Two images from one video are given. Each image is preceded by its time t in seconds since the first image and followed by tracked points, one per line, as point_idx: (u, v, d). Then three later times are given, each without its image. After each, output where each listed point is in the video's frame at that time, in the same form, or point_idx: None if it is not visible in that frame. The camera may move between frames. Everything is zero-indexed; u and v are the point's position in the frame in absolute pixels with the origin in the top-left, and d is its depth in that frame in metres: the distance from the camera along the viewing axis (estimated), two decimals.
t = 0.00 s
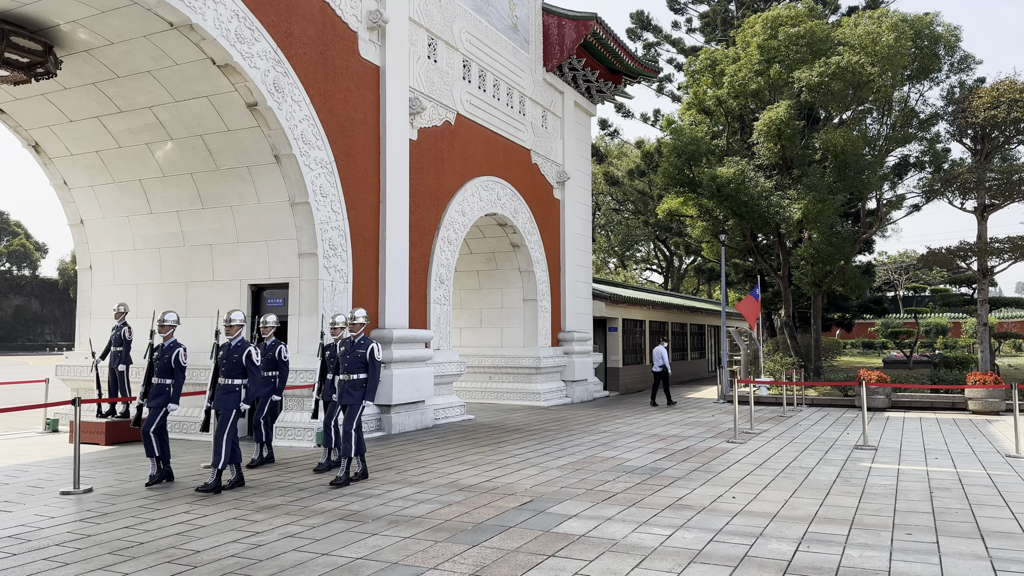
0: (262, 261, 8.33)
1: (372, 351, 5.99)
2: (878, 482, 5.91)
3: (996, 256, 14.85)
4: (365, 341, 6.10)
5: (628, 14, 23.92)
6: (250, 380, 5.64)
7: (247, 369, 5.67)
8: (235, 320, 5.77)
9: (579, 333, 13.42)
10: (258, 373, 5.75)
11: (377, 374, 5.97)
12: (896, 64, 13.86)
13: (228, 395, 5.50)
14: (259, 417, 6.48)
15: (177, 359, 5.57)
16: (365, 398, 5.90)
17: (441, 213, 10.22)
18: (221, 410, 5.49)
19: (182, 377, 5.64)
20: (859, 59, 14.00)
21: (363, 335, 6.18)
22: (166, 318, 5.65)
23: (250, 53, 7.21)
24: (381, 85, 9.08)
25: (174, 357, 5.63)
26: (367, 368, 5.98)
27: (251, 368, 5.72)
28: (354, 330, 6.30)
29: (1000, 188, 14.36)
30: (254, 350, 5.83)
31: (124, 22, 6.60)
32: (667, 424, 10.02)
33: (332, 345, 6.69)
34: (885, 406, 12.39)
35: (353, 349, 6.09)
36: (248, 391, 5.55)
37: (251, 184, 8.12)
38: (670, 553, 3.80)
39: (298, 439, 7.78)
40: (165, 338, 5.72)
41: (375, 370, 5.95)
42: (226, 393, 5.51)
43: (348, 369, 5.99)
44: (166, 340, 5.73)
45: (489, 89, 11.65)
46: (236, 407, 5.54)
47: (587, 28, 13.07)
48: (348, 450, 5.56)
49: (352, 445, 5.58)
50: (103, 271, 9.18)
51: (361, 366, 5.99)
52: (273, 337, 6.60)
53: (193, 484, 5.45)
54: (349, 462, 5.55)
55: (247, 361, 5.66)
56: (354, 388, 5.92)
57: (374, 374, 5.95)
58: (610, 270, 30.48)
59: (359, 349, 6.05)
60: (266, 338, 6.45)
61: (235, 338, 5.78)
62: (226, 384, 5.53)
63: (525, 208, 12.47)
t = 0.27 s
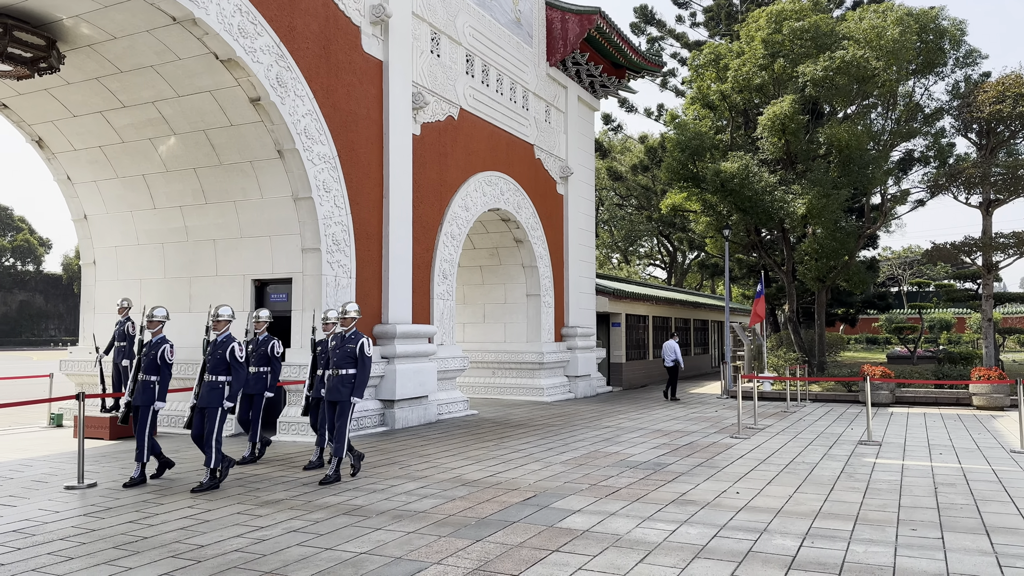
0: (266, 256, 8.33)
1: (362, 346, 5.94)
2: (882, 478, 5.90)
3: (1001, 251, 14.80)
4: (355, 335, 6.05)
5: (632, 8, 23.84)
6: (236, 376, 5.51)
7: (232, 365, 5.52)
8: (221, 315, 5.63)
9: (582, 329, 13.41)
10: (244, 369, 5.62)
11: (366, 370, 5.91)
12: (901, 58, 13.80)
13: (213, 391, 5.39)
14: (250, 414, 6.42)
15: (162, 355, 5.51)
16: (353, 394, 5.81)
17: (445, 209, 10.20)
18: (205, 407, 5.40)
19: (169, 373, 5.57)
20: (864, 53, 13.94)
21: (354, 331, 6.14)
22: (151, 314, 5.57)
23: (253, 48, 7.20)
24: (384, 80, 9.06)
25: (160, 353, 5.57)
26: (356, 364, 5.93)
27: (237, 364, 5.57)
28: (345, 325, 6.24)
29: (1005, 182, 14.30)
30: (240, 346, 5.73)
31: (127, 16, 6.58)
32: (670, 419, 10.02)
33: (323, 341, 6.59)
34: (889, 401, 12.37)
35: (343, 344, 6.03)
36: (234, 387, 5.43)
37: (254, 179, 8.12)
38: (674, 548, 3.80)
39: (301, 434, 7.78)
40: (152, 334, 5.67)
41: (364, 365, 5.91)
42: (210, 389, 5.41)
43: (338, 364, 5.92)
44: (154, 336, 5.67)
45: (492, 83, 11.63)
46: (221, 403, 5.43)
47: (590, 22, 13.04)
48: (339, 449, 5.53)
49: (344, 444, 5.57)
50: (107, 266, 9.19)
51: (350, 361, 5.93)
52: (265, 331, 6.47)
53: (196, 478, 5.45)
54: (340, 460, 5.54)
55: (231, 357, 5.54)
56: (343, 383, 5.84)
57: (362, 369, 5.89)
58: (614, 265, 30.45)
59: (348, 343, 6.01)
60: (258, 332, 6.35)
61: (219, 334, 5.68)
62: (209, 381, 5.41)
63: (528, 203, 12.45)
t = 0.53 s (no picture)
0: (269, 251, 8.33)
1: (354, 340, 5.87)
2: (885, 472, 5.89)
3: (1005, 246, 14.75)
4: (347, 330, 5.97)
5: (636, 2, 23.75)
6: (228, 370, 5.53)
7: (223, 360, 5.54)
8: (211, 309, 5.61)
9: (585, 324, 13.39)
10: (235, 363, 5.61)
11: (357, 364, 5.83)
12: (906, 52, 13.74)
13: (205, 386, 5.42)
14: (242, 407, 6.46)
15: (155, 350, 5.55)
16: (345, 389, 5.79)
17: (447, 204, 10.19)
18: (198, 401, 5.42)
19: (162, 367, 5.59)
20: (868, 47, 13.88)
21: (346, 325, 6.06)
22: (143, 308, 5.52)
23: (255, 42, 7.19)
24: (387, 74, 9.03)
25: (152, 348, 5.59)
26: (347, 358, 5.85)
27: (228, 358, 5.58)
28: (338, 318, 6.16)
29: (1010, 177, 14.24)
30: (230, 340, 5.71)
31: (130, 10, 6.56)
32: (673, 414, 10.02)
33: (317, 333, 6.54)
34: (893, 396, 12.35)
35: (335, 339, 5.96)
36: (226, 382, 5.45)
37: (257, 174, 8.11)
38: (678, 543, 3.79)
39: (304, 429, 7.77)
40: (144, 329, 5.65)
41: (355, 360, 5.81)
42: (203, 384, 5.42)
43: (330, 359, 5.85)
44: (146, 330, 5.66)
45: (495, 78, 11.59)
46: (214, 397, 5.46)
47: (594, 15, 12.97)
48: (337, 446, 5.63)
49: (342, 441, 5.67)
50: (110, 261, 9.19)
51: (341, 356, 5.86)
52: (259, 326, 6.59)
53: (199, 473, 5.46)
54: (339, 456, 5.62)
55: (224, 351, 5.53)
56: (335, 379, 5.81)
57: (354, 364, 5.80)
58: (617, 260, 30.43)
59: (340, 338, 5.93)
60: (252, 326, 6.50)
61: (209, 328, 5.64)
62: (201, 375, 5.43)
63: (531, 198, 12.43)
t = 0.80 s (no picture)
0: (271, 245, 8.32)
1: (359, 336, 5.90)
2: (889, 467, 5.89)
3: (1009, 240, 14.70)
4: (349, 326, 5.95)
5: None
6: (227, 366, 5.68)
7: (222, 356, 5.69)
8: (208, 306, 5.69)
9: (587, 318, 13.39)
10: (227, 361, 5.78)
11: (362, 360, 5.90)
12: (910, 45, 13.67)
13: (211, 380, 5.51)
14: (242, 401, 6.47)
15: (161, 344, 5.59)
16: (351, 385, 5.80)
17: (450, 198, 10.18)
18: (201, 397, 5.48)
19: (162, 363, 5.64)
20: (872, 40, 13.80)
21: (343, 320, 6.00)
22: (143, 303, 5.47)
23: (258, 36, 7.17)
24: (389, 68, 9.01)
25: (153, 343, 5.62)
26: (351, 354, 5.89)
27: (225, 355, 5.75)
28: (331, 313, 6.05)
29: (1013, 171, 14.19)
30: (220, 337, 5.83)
31: (132, 5, 6.54)
32: (676, 409, 10.02)
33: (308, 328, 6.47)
34: (896, 390, 12.34)
35: (336, 334, 5.91)
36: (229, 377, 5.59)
37: (259, 168, 8.11)
38: (682, 537, 3.79)
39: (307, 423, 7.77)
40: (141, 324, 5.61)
41: (360, 355, 5.87)
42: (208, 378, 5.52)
43: (334, 356, 5.82)
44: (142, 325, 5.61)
45: (497, 72, 11.56)
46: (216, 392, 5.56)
47: (596, 9, 12.80)
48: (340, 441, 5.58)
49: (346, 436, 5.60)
50: (113, 255, 9.19)
51: (346, 351, 5.87)
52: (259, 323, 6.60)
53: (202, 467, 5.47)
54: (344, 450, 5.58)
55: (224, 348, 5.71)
56: (341, 375, 5.79)
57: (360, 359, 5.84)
58: (619, 255, 30.39)
59: (343, 334, 5.90)
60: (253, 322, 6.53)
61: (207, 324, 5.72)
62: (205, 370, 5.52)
63: (534, 192, 12.41)
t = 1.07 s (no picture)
0: (273, 240, 8.32)
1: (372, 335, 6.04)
2: (891, 461, 5.89)
3: (1012, 235, 14.66)
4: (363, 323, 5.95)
5: None
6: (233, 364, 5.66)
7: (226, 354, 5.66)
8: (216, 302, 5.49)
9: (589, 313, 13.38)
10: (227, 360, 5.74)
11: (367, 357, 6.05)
12: (913, 39, 13.62)
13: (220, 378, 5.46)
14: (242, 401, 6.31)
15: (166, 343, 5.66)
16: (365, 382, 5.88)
17: (452, 192, 10.16)
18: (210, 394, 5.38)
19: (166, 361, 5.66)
20: (875, 34, 13.74)
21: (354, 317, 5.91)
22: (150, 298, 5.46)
23: (259, 29, 7.15)
24: (391, 62, 8.99)
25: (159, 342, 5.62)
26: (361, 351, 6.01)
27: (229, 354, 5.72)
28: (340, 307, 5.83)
29: (1017, 165, 14.15)
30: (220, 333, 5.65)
31: None
32: (678, 403, 10.02)
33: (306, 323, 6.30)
34: (898, 384, 12.34)
35: (354, 331, 5.83)
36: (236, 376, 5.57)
37: (260, 162, 8.09)
38: (684, 531, 3.79)
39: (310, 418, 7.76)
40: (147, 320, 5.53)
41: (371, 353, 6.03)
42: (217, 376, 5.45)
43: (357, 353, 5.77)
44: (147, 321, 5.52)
45: (499, 66, 11.53)
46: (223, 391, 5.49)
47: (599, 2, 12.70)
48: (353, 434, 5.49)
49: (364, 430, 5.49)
50: (114, 250, 9.19)
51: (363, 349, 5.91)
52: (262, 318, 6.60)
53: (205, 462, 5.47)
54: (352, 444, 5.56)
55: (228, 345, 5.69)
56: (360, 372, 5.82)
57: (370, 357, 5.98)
58: (621, 249, 30.36)
59: (360, 331, 5.87)
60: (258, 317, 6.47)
61: (214, 320, 5.58)
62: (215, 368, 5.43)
63: (535, 187, 12.39)
